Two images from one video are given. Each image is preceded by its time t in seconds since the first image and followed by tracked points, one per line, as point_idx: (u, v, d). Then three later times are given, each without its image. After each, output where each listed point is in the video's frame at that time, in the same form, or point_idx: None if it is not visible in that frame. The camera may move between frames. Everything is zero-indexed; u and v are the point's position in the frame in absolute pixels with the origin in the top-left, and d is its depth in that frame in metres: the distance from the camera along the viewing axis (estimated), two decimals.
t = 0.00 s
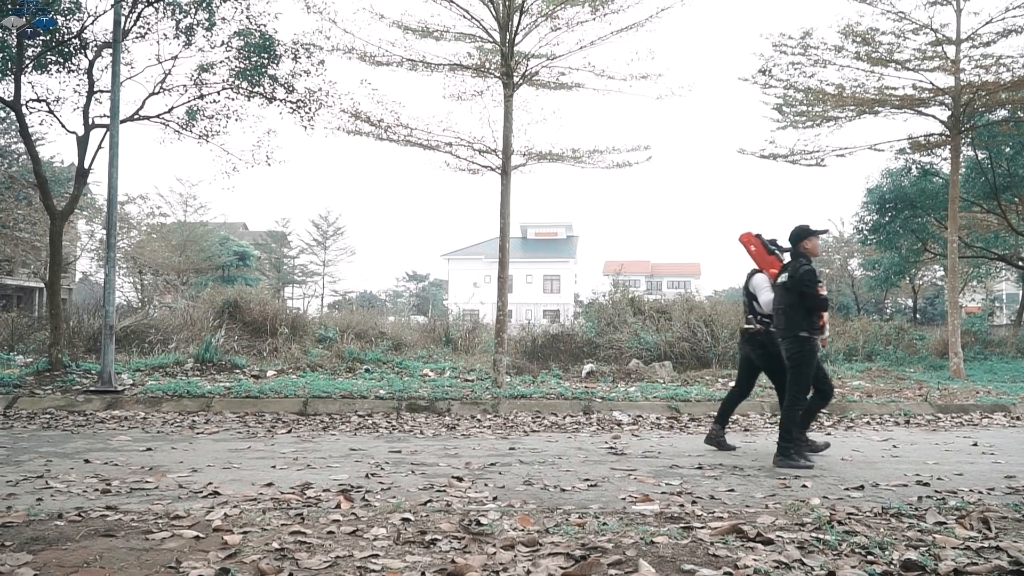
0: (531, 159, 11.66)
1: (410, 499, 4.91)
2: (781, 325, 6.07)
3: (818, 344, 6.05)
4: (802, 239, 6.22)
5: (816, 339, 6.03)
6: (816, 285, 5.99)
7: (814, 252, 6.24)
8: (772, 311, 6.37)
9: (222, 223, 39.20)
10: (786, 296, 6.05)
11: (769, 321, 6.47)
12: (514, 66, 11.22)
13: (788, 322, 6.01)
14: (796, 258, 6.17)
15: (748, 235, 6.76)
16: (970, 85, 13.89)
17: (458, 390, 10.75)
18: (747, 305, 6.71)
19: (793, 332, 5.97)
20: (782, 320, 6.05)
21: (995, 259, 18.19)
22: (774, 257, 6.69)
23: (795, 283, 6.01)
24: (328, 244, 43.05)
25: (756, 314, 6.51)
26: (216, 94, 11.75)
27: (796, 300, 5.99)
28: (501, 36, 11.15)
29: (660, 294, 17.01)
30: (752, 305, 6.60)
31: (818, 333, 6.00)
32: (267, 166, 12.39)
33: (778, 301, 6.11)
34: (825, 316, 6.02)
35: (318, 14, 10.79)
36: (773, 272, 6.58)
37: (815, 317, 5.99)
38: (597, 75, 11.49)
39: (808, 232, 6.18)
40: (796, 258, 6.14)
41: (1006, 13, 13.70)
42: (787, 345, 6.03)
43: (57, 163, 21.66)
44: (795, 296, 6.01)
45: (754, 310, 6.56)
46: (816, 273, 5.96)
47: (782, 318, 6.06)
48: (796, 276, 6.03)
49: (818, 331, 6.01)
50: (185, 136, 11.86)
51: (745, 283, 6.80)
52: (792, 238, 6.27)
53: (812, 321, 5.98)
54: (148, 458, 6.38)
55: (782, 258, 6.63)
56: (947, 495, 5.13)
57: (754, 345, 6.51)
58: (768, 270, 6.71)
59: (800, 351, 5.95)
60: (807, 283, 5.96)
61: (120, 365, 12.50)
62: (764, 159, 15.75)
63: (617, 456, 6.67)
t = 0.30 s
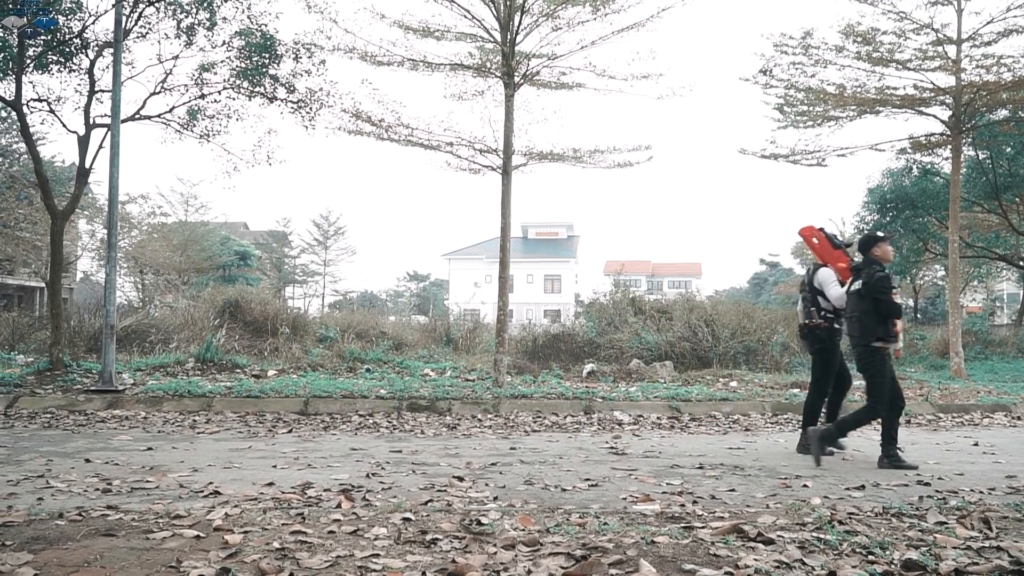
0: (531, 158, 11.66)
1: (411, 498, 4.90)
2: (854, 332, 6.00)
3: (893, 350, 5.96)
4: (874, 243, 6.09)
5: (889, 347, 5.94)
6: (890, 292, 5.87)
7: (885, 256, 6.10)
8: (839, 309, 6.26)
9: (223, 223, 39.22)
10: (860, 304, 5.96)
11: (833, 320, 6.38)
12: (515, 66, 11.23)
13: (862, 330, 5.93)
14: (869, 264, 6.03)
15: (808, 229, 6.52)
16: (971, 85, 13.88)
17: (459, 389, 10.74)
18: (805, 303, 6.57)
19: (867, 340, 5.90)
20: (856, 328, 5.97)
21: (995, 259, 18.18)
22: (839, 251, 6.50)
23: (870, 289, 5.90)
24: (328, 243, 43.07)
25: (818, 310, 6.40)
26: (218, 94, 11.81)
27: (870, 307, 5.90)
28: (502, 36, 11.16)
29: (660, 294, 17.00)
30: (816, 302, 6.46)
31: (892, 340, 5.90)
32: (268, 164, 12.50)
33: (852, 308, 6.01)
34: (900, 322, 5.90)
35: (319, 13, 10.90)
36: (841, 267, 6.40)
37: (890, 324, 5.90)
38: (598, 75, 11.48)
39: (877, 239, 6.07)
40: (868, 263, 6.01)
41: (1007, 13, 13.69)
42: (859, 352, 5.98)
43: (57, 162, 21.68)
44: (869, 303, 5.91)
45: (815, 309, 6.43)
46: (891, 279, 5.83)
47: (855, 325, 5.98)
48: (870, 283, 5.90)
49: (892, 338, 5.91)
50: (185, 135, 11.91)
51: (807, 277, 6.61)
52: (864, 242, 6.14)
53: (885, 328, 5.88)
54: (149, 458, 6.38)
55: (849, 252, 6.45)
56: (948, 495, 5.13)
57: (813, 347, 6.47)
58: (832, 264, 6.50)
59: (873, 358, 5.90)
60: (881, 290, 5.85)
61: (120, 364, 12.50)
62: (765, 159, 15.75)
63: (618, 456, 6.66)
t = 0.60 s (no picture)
0: (531, 158, 11.65)
1: (411, 498, 4.89)
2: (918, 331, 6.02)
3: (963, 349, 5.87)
4: (944, 244, 6.00)
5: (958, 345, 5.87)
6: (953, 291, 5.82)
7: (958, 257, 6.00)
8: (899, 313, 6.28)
9: (223, 223, 39.24)
10: (921, 303, 5.98)
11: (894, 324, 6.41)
12: (516, 66, 11.22)
13: (924, 328, 5.95)
14: (937, 262, 6.00)
15: (869, 233, 6.65)
16: (972, 85, 13.86)
17: (460, 389, 10.74)
18: (868, 306, 6.65)
19: (929, 339, 5.91)
20: (917, 326, 6.00)
21: (996, 258, 18.17)
22: (903, 254, 6.49)
23: (932, 288, 5.89)
24: (328, 243, 43.07)
25: (880, 314, 6.47)
26: (219, 93, 11.81)
27: (930, 306, 5.90)
28: (502, 36, 11.16)
29: (661, 294, 17.00)
30: (878, 306, 6.52)
31: (959, 337, 5.83)
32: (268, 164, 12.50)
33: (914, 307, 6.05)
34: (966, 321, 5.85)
35: (320, 13, 10.86)
36: (903, 271, 6.42)
37: (954, 324, 5.83)
38: (599, 74, 11.47)
39: (948, 237, 5.99)
40: (935, 264, 5.98)
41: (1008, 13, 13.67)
42: (922, 351, 5.98)
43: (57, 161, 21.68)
44: (930, 303, 5.92)
45: (878, 313, 6.49)
46: (954, 277, 5.80)
47: (916, 324, 6.01)
48: (933, 281, 5.90)
49: (959, 337, 5.84)
50: (186, 135, 11.93)
51: (868, 283, 6.68)
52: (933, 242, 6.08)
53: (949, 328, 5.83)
54: (149, 458, 6.37)
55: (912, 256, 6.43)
56: (949, 494, 5.12)
57: (873, 348, 6.53)
58: (895, 267, 6.54)
59: (937, 358, 5.87)
60: (943, 290, 5.82)
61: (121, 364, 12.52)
62: (765, 159, 15.75)
63: (618, 456, 6.65)
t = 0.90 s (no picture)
0: (532, 158, 11.64)
1: (412, 498, 4.89)
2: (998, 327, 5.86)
3: None
4: (1016, 238, 5.90)
5: None
6: None
7: None
8: (957, 315, 6.20)
9: (223, 222, 39.26)
10: (1001, 298, 5.83)
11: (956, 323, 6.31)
12: (516, 65, 11.21)
13: (1005, 325, 5.79)
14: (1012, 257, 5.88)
15: (927, 233, 6.47)
16: (972, 85, 13.85)
17: (460, 389, 10.73)
18: (928, 306, 6.57)
19: (1010, 335, 5.76)
20: (999, 322, 5.83)
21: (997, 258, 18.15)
22: (961, 257, 6.35)
23: (1013, 283, 5.72)
24: (329, 243, 43.08)
25: (941, 315, 6.40)
26: (219, 92, 11.78)
27: (1013, 302, 5.75)
28: (503, 36, 11.16)
29: (661, 293, 17.00)
30: (936, 306, 6.46)
31: None
32: (268, 164, 12.55)
33: (993, 302, 5.90)
34: None
35: (320, 12, 10.85)
36: (961, 275, 6.28)
37: None
38: (600, 74, 11.47)
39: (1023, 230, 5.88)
40: (1012, 256, 5.85)
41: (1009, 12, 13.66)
42: (1003, 347, 5.82)
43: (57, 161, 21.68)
44: (1013, 298, 5.76)
45: (936, 312, 6.46)
46: None
47: (997, 320, 5.85)
48: (1013, 275, 5.74)
49: None
50: (186, 135, 11.92)
51: (928, 283, 6.61)
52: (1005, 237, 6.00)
53: None
54: (149, 457, 6.36)
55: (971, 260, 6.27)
56: (949, 494, 5.12)
57: (940, 346, 6.36)
58: (954, 271, 6.40)
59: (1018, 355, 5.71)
60: None
61: (121, 363, 12.53)
62: (765, 158, 15.75)
63: (619, 456, 6.64)
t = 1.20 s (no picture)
0: (531, 157, 11.64)
1: (412, 498, 4.89)
2: None
3: None
4: None
5: None
6: None
7: None
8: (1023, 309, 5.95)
9: (223, 222, 39.23)
10: None
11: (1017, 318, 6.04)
12: (516, 65, 11.21)
13: None
14: None
15: (991, 225, 6.19)
16: (972, 84, 13.85)
17: (459, 389, 10.72)
18: (983, 303, 6.30)
19: None
20: None
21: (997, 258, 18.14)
22: None
23: None
24: (329, 243, 43.08)
25: (1000, 310, 6.13)
26: (220, 92, 11.95)
27: None
28: (503, 35, 11.16)
29: (661, 293, 17.00)
30: (997, 302, 6.18)
31: None
32: (268, 163, 12.72)
33: None
34: None
35: (320, 12, 10.90)
36: None
37: None
38: (600, 74, 11.47)
39: None
40: None
41: (1008, 12, 13.66)
42: None
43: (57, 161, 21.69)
44: None
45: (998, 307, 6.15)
46: None
47: None
48: None
49: None
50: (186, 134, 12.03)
51: (987, 278, 6.33)
52: None
53: None
54: (149, 457, 6.35)
55: None
56: (949, 493, 5.11)
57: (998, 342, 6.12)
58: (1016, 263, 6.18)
59: None
60: None
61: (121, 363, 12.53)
62: (765, 158, 15.74)
63: (619, 455, 6.64)
